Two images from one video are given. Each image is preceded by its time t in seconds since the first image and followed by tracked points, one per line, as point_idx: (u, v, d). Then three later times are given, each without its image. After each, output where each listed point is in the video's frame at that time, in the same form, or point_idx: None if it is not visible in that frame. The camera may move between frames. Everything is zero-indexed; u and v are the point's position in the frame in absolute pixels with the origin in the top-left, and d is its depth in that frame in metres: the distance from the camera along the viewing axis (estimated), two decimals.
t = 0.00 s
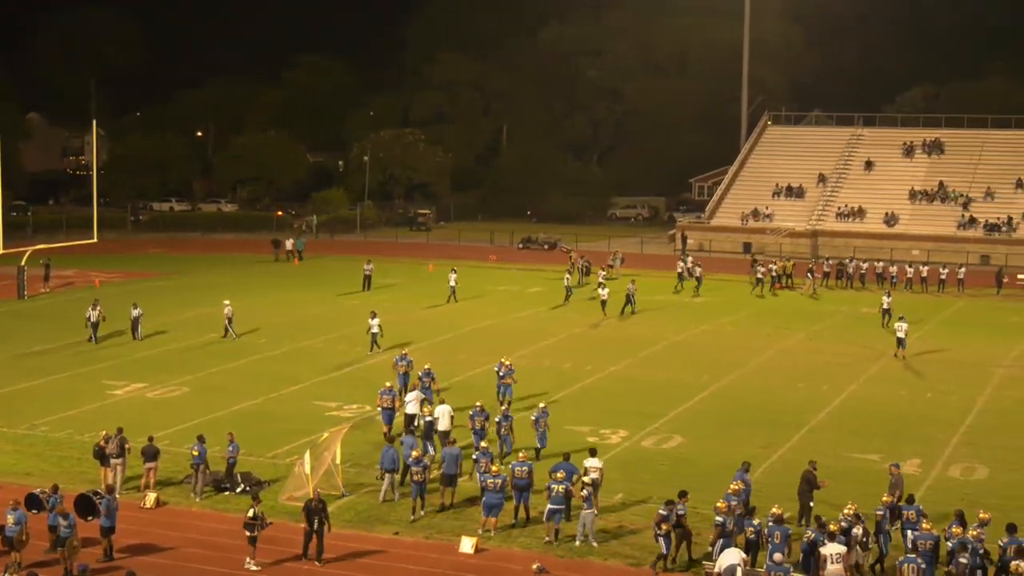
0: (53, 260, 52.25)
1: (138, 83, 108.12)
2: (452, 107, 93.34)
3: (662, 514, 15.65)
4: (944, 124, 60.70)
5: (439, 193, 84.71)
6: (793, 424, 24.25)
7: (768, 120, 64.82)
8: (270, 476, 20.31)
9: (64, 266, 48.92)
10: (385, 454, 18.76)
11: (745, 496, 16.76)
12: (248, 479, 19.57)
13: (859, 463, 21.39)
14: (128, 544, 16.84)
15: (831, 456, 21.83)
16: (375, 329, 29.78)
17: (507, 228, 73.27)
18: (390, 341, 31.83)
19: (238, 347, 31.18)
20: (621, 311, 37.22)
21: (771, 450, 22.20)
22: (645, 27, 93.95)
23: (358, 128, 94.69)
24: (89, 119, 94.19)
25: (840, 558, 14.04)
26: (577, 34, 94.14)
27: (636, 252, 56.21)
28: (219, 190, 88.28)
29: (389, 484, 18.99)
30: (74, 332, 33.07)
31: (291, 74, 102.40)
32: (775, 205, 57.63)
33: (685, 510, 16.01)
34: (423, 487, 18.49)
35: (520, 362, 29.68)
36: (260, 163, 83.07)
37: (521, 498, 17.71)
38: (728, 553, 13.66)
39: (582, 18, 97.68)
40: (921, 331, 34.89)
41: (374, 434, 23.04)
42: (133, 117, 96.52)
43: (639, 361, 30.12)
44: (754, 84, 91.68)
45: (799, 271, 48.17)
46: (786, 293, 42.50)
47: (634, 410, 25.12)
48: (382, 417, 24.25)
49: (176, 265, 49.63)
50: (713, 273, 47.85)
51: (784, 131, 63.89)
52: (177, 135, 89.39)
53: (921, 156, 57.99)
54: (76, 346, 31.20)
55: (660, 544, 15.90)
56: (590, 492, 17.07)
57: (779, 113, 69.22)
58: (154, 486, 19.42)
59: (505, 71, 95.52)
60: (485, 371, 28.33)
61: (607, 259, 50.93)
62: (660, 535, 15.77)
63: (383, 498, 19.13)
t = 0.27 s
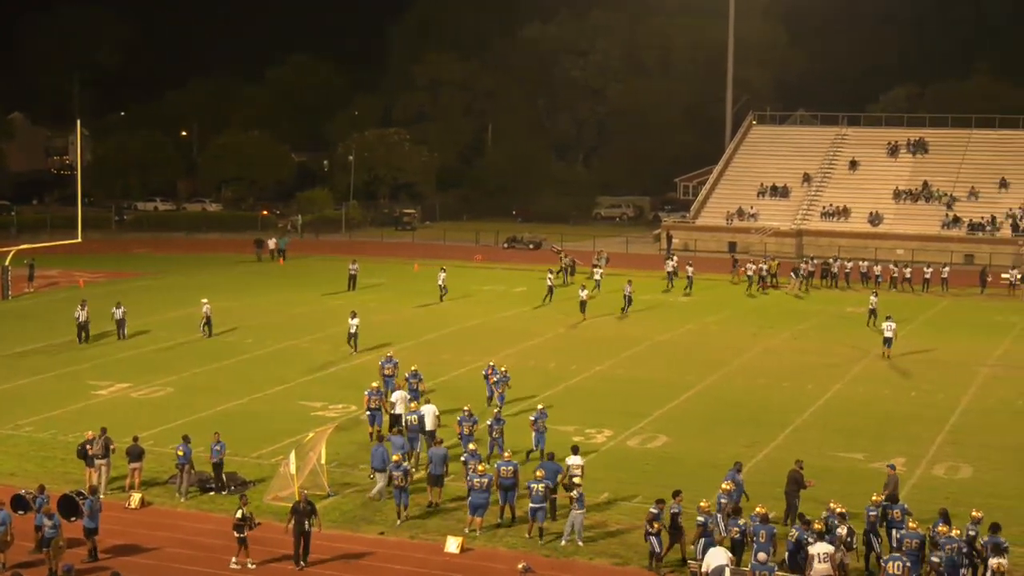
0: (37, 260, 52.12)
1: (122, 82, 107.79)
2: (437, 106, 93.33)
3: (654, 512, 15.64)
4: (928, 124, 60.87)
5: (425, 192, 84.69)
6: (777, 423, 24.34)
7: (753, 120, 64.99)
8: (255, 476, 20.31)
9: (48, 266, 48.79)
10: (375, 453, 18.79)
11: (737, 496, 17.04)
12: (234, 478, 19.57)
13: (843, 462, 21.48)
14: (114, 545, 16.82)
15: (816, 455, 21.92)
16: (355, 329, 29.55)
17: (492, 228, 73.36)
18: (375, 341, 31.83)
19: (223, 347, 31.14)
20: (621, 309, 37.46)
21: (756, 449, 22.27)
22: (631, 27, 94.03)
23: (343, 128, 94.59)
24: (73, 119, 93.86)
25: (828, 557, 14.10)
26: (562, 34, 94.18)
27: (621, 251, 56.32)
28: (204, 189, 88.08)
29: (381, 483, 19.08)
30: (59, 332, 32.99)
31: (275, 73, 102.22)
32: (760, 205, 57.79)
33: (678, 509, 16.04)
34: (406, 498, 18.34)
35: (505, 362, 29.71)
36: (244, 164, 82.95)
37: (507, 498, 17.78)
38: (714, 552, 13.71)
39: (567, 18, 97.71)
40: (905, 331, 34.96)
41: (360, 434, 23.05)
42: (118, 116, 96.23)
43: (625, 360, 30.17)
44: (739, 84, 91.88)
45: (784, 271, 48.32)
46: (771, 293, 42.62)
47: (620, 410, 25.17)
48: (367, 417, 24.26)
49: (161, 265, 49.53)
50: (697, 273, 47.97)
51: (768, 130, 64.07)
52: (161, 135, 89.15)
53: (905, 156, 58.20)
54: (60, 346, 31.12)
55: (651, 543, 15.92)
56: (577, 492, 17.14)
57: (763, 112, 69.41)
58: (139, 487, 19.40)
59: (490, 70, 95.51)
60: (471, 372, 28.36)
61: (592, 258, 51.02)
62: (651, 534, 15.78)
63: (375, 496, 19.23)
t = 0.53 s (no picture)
0: (26, 259, 52.01)
1: (111, 80, 107.52)
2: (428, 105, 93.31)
3: (649, 513, 15.69)
4: (917, 123, 61.05)
5: (415, 191, 84.68)
6: (767, 421, 24.37)
7: (743, 119, 65.08)
8: (245, 475, 20.29)
9: (36, 265, 48.64)
10: (368, 451, 18.67)
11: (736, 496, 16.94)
12: (225, 477, 19.54)
13: (833, 460, 21.51)
14: (104, 544, 16.80)
15: (806, 453, 21.96)
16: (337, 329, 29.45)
17: (483, 226, 73.38)
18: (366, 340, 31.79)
19: (213, 346, 31.07)
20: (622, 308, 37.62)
21: (746, 448, 22.30)
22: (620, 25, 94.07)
23: (333, 126, 94.51)
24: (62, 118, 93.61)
25: (824, 557, 14.13)
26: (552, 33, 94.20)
27: (611, 250, 56.36)
28: (194, 188, 87.93)
29: (375, 480, 18.92)
30: (48, 332, 32.87)
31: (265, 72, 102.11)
32: (749, 203, 57.90)
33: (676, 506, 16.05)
34: (395, 500, 18.22)
35: (496, 361, 29.69)
36: (234, 162, 82.84)
37: (497, 496, 17.79)
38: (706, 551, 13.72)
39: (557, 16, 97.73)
40: (894, 329, 35.04)
41: (350, 433, 23.03)
42: (108, 115, 95.99)
43: (615, 359, 30.18)
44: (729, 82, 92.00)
45: (774, 269, 48.40)
46: (761, 291, 42.69)
47: (610, 408, 25.18)
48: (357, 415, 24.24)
49: (150, 263, 49.42)
50: (687, 271, 48.02)
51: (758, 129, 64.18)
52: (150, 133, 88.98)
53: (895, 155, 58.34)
54: (49, 345, 31.01)
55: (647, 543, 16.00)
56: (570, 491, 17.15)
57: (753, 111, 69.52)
58: (129, 486, 19.36)
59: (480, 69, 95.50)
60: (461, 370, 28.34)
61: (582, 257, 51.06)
62: (648, 533, 15.89)
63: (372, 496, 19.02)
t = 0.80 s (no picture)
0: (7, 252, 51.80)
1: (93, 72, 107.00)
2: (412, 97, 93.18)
3: (639, 505, 15.68)
4: (900, 115, 61.26)
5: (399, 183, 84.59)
6: (751, 413, 24.46)
7: (727, 111, 65.21)
8: (230, 468, 20.27)
9: (18, 258, 48.42)
10: (354, 443, 18.56)
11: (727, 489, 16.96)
12: (209, 470, 19.52)
13: (816, 452, 21.63)
14: (88, 538, 16.75)
15: (789, 445, 22.07)
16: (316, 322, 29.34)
17: (467, 219, 73.37)
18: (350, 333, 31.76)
19: (197, 339, 31.01)
20: (618, 301, 37.71)
21: (730, 439, 22.40)
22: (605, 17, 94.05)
23: (317, 118, 94.31)
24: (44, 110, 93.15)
25: (816, 546, 14.32)
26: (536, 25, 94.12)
27: (594, 242, 56.43)
28: (177, 180, 87.64)
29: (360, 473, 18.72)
30: (31, 325, 32.76)
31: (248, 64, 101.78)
32: (734, 195, 58.06)
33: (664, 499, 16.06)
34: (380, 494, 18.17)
35: (481, 353, 29.72)
36: (217, 155, 82.58)
37: (481, 487, 17.82)
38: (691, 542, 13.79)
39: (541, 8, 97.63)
40: (877, 321, 35.19)
41: (335, 425, 23.04)
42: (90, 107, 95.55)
43: (600, 351, 30.25)
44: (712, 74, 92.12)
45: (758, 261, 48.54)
46: (745, 283, 42.82)
47: (595, 400, 25.24)
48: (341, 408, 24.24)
49: (133, 256, 49.30)
50: (671, 263, 48.12)
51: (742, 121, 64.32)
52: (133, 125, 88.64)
53: (878, 147, 58.56)
54: (32, 338, 30.90)
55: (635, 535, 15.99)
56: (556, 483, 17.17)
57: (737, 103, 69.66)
58: (113, 479, 19.32)
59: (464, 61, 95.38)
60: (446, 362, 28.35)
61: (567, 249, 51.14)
62: (636, 525, 15.86)
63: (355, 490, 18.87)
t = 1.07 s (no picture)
0: None
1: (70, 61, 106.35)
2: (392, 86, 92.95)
3: (623, 494, 15.69)
4: (879, 104, 61.50)
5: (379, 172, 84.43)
6: (731, 401, 24.55)
7: (707, 100, 65.30)
8: (209, 458, 20.22)
9: None
10: (339, 434, 18.28)
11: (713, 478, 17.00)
12: (189, 460, 19.45)
13: (795, 440, 21.74)
14: (68, 529, 16.67)
15: (769, 433, 22.17)
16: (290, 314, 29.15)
17: (447, 208, 73.34)
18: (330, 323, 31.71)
19: (176, 328, 30.90)
20: (612, 290, 37.74)
21: (709, 427, 22.49)
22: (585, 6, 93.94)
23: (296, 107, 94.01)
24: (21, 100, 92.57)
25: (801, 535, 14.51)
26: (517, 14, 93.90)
27: (575, 231, 56.51)
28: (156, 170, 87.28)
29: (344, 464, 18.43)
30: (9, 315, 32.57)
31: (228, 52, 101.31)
32: (714, 184, 58.20)
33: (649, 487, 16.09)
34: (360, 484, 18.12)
35: (461, 342, 29.73)
36: (196, 144, 82.25)
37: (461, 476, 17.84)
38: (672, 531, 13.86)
39: None
40: (856, 310, 35.36)
41: (315, 415, 23.01)
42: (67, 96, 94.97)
43: (580, 340, 30.30)
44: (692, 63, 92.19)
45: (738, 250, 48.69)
46: (726, 272, 42.92)
47: (575, 389, 25.29)
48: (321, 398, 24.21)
49: (111, 246, 49.08)
50: (651, 252, 48.22)
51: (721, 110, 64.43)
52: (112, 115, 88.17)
53: (858, 136, 58.76)
54: (9, 329, 30.71)
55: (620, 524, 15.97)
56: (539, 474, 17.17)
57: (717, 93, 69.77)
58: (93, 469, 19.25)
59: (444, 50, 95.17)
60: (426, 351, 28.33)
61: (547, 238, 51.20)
62: (620, 515, 15.85)
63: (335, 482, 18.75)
